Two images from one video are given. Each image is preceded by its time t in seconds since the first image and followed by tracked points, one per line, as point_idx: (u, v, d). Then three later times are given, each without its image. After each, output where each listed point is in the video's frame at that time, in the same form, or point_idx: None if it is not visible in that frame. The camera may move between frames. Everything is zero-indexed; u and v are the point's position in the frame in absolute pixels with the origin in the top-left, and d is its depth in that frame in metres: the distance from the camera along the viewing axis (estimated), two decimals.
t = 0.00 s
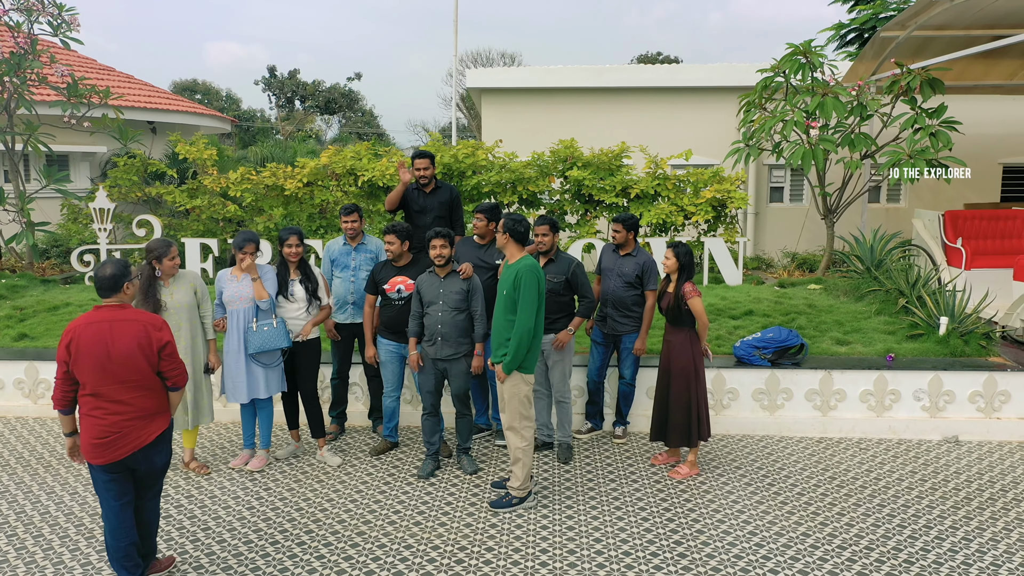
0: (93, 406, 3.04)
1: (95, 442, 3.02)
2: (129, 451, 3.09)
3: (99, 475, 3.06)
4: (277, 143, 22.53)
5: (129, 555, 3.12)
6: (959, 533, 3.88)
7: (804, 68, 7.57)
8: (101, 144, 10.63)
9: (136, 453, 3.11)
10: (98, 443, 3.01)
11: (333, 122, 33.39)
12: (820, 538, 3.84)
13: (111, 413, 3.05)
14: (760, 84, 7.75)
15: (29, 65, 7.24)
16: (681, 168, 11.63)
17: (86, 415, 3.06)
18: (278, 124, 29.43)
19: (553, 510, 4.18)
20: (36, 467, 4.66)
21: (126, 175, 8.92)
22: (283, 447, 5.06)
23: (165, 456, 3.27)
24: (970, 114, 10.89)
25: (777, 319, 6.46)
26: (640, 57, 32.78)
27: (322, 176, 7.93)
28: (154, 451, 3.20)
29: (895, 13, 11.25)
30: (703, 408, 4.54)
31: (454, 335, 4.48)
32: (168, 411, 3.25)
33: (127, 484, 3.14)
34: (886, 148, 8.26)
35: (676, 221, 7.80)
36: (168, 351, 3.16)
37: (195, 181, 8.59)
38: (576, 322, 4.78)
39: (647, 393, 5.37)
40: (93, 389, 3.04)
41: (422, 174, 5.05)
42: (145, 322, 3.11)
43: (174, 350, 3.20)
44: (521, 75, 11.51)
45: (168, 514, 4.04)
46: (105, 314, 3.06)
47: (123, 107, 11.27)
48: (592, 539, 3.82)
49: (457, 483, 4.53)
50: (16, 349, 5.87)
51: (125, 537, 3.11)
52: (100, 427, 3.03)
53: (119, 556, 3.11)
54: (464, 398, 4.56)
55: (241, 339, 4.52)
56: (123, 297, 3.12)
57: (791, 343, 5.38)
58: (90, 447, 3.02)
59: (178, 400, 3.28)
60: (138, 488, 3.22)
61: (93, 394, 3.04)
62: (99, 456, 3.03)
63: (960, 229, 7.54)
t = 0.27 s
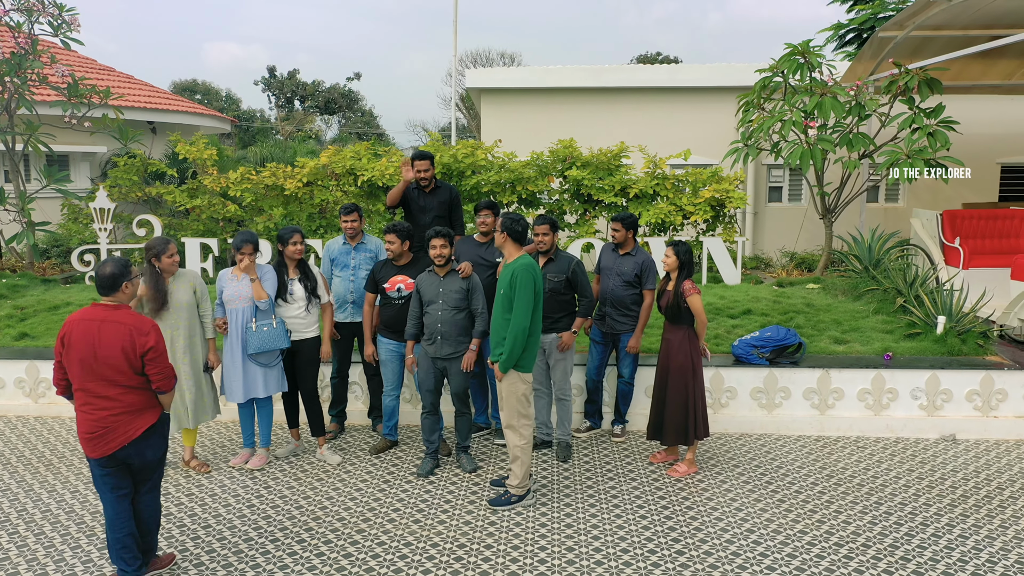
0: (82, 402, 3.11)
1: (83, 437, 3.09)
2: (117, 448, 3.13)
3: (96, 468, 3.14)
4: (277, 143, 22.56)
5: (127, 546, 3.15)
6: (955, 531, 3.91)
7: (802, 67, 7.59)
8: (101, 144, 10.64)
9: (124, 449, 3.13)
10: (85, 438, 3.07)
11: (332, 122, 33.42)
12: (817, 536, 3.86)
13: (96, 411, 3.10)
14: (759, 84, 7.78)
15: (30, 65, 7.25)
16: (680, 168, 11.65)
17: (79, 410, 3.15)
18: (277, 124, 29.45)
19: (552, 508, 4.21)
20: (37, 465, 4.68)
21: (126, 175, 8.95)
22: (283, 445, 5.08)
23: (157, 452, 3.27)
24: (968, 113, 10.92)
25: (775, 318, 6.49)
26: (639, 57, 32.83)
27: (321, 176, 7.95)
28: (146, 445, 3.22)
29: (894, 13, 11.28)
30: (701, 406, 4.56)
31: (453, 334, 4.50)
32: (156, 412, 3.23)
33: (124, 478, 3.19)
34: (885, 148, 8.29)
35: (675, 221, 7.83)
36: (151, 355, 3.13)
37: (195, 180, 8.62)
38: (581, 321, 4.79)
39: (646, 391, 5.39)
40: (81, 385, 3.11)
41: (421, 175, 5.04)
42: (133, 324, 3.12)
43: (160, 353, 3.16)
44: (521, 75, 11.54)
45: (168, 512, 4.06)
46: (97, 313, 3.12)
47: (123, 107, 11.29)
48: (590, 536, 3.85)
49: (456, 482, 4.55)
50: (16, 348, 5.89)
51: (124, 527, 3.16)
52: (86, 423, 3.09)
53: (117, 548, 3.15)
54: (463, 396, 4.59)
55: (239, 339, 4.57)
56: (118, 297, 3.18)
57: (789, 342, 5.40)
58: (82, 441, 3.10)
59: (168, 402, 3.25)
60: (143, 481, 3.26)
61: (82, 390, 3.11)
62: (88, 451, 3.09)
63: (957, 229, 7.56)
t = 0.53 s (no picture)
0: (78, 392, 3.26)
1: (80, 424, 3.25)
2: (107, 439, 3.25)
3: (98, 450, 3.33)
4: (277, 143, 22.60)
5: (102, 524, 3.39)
6: (952, 527, 3.94)
7: (800, 67, 7.61)
8: (101, 144, 10.67)
9: (110, 440, 3.23)
10: (82, 426, 3.24)
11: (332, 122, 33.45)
12: (815, 532, 3.89)
13: (86, 402, 3.22)
14: (758, 83, 7.80)
15: (31, 64, 7.27)
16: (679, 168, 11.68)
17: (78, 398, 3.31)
18: (277, 124, 29.48)
19: (551, 505, 4.23)
20: (38, 463, 4.70)
21: (126, 175, 8.98)
22: (283, 444, 5.10)
23: (140, 450, 3.28)
24: (967, 113, 10.97)
25: (774, 317, 6.51)
26: (639, 57, 32.83)
27: (321, 175, 7.97)
28: (129, 442, 3.26)
29: (893, 13, 11.30)
30: (699, 404, 4.58)
31: (453, 332, 4.51)
32: (142, 407, 3.28)
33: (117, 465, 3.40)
34: (883, 148, 8.31)
35: (674, 220, 7.85)
36: (129, 352, 3.17)
37: (195, 180, 8.65)
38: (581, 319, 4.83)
39: (645, 390, 5.41)
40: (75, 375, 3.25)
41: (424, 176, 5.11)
42: (117, 321, 3.19)
43: (139, 351, 3.19)
44: (520, 75, 11.56)
45: (171, 510, 4.07)
46: (91, 308, 3.22)
47: (123, 107, 11.32)
48: (589, 533, 3.87)
49: (456, 479, 4.58)
50: (17, 347, 5.91)
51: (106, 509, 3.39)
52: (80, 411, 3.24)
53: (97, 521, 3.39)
54: (462, 395, 4.60)
55: (246, 345, 4.60)
56: (112, 293, 3.26)
57: (788, 340, 5.43)
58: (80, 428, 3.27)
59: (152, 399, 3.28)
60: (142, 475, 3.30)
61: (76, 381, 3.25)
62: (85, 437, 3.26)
63: (956, 228, 7.59)
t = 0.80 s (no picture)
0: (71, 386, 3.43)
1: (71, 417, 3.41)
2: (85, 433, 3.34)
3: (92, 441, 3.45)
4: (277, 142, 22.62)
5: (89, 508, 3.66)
6: (950, 525, 3.96)
7: (800, 66, 7.62)
8: (102, 143, 10.69)
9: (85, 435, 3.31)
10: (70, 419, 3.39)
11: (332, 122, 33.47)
12: (814, 529, 3.91)
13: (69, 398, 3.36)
14: (757, 83, 7.81)
15: (31, 64, 7.28)
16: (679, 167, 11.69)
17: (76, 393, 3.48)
18: (277, 124, 29.50)
19: (551, 503, 4.24)
20: (39, 461, 4.72)
21: (126, 174, 9.00)
22: (284, 441, 5.12)
23: (110, 448, 3.31)
24: (966, 112, 10.99)
25: (773, 316, 6.53)
26: (638, 57, 32.84)
27: (322, 174, 7.99)
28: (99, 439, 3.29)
29: (892, 12, 11.31)
30: (699, 402, 4.59)
31: (453, 329, 4.52)
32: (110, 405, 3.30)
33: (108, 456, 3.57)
34: (882, 147, 8.33)
35: (674, 219, 7.87)
36: (88, 349, 3.23)
37: (195, 179, 8.67)
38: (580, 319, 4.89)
39: (644, 388, 5.43)
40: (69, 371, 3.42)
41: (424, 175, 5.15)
42: (84, 319, 3.27)
43: (97, 348, 3.23)
44: (520, 75, 11.58)
45: (172, 508, 4.09)
46: (78, 307, 3.37)
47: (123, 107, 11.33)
48: (589, 531, 3.89)
49: (456, 477, 4.59)
50: (19, 345, 5.92)
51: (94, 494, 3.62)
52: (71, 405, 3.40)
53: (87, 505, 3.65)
54: (462, 392, 4.62)
55: (255, 349, 4.63)
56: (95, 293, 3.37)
57: (787, 338, 5.45)
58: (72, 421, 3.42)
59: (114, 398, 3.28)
60: (137, 469, 3.33)
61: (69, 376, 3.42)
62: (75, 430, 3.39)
63: (954, 227, 7.61)
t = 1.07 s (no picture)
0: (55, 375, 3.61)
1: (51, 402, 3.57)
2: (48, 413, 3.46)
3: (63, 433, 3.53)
4: (277, 142, 22.63)
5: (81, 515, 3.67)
6: (949, 523, 3.97)
7: (799, 66, 7.63)
8: (102, 143, 10.71)
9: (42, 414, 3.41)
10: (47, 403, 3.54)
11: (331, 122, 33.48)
12: (813, 528, 3.92)
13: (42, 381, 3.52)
14: (757, 83, 7.82)
15: (31, 64, 7.28)
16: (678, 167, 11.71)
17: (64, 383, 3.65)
18: (277, 124, 29.51)
19: (550, 502, 4.25)
20: (40, 460, 4.73)
21: (126, 174, 9.03)
22: (284, 440, 5.13)
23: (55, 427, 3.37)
24: (965, 112, 11.01)
25: (772, 315, 6.54)
26: (638, 57, 32.85)
27: (322, 174, 8.00)
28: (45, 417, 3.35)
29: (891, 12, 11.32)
30: (699, 402, 4.61)
31: (451, 327, 4.52)
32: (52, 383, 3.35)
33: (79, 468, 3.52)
34: (882, 146, 8.34)
35: (673, 219, 7.88)
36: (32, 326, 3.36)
37: (196, 179, 8.68)
38: (593, 304, 4.97)
39: (644, 387, 5.43)
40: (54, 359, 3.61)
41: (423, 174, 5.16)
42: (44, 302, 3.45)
43: (39, 325, 3.35)
44: (520, 74, 11.59)
45: (172, 507, 4.09)
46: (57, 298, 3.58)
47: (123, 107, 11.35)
48: (588, 529, 3.90)
49: (455, 476, 4.60)
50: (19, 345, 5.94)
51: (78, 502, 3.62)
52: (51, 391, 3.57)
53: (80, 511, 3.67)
54: (461, 391, 4.62)
55: (257, 348, 4.63)
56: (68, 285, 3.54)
57: (786, 337, 5.46)
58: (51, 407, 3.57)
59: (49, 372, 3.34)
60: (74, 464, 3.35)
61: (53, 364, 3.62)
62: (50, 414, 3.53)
63: (953, 227, 7.63)
